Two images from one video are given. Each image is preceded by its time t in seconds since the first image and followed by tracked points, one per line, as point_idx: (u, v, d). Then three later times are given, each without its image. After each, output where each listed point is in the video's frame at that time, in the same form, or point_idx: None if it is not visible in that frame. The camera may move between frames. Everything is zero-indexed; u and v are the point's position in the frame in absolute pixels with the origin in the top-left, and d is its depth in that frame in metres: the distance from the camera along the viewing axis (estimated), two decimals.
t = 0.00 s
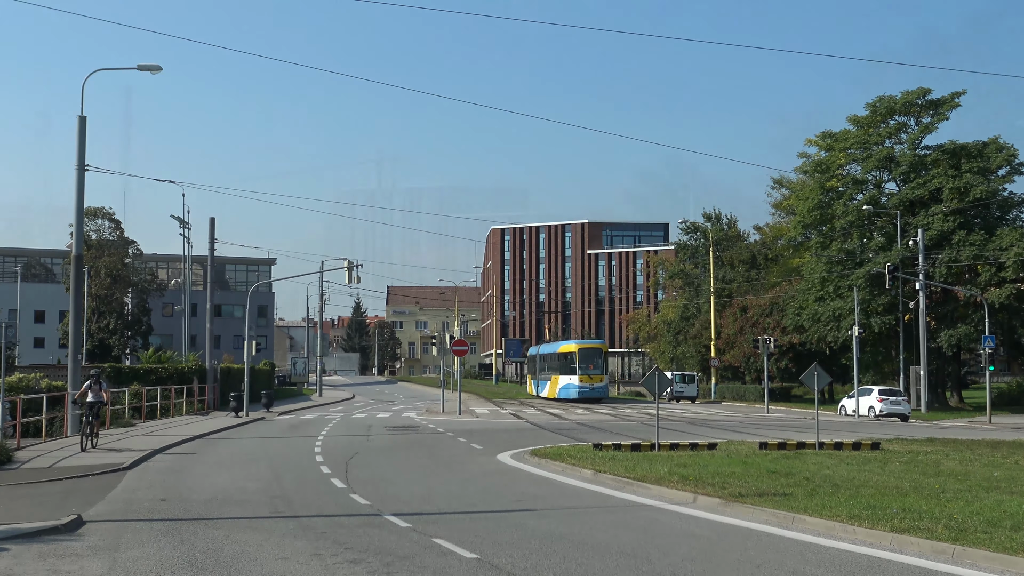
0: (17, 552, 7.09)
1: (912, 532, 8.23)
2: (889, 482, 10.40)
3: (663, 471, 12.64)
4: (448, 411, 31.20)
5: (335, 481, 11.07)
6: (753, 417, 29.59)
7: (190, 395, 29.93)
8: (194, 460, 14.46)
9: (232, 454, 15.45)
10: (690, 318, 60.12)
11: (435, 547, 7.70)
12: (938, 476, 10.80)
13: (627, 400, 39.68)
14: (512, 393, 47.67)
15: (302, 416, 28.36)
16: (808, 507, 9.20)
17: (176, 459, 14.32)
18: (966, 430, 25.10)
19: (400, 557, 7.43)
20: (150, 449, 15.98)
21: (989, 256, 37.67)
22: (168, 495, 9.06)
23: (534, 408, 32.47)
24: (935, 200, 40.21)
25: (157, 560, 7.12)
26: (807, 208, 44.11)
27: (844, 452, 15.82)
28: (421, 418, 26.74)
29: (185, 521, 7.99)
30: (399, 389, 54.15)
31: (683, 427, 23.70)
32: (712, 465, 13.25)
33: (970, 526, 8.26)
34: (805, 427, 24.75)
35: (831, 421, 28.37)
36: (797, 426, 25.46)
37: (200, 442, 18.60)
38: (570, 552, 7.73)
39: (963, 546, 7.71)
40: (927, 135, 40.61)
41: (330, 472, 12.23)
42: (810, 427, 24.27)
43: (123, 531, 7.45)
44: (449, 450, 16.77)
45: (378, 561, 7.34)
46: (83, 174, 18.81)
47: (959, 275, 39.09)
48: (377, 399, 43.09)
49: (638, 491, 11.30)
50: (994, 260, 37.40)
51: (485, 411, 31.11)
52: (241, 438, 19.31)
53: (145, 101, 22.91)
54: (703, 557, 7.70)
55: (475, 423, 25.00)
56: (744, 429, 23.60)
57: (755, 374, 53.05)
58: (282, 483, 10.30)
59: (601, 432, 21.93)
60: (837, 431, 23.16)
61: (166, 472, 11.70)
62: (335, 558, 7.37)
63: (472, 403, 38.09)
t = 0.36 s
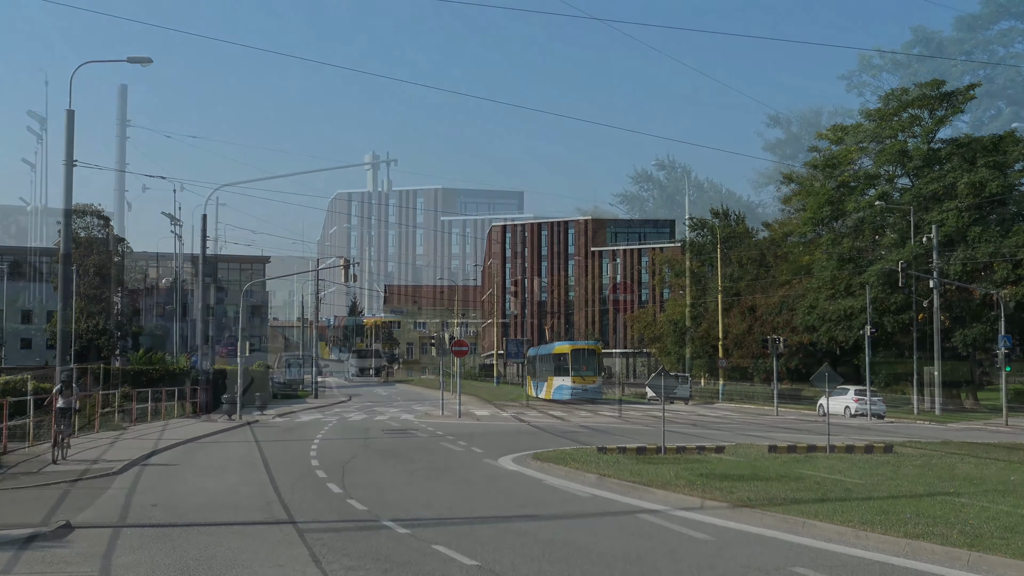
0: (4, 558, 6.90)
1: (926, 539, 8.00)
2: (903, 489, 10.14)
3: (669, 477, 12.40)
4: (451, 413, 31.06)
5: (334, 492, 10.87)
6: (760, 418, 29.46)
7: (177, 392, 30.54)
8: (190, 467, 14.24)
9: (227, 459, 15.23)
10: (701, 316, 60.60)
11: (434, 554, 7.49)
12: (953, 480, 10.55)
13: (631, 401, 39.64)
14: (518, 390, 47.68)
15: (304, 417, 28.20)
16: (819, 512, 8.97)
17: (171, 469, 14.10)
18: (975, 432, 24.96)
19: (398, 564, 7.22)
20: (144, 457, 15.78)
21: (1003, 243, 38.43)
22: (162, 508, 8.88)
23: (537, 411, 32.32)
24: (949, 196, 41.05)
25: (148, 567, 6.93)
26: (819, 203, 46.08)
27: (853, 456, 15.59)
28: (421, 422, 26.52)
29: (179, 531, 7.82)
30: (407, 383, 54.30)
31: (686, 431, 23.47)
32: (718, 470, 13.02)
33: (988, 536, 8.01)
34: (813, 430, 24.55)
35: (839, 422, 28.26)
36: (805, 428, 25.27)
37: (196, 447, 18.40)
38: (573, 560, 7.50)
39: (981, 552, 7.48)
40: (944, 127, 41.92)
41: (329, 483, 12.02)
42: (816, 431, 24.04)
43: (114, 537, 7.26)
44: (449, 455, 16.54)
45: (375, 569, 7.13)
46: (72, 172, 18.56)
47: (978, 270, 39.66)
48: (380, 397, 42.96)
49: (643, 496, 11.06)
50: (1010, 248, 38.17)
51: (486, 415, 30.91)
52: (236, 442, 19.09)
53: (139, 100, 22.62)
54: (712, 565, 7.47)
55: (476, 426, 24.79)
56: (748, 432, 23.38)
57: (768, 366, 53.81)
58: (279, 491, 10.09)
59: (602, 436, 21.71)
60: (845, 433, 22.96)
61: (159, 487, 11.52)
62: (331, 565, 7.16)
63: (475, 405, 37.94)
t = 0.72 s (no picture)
0: None
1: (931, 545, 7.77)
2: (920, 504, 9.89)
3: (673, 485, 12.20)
4: (450, 417, 30.86)
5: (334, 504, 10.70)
6: (762, 422, 29.28)
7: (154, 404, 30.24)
8: (184, 474, 14.04)
9: (221, 465, 14.99)
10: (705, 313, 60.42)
11: (432, 562, 7.30)
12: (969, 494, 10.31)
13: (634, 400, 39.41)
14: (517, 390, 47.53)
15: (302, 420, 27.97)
16: (827, 521, 8.75)
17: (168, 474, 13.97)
18: (979, 435, 24.76)
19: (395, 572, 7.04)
20: (138, 465, 15.56)
21: (1002, 243, 38.81)
22: (157, 534, 8.68)
23: (538, 413, 32.07)
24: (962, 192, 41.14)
25: None
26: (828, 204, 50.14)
27: (860, 464, 15.37)
28: (420, 425, 26.24)
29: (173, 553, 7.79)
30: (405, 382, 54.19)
31: (689, 434, 23.22)
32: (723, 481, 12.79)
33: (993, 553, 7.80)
34: (817, 433, 24.31)
35: (842, 425, 28.06)
36: (809, 431, 25.05)
37: (192, 451, 18.20)
38: (577, 567, 7.31)
39: (995, 561, 7.28)
40: (951, 123, 41.44)
41: (329, 491, 11.89)
42: (821, 434, 23.76)
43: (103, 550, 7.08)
44: (447, 459, 16.29)
45: None
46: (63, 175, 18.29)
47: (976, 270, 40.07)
48: (379, 399, 42.75)
49: (647, 503, 10.83)
50: (1007, 248, 38.64)
51: (486, 417, 30.64)
52: (230, 447, 18.82)
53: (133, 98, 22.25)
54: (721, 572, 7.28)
55: (475, 429, 24.53)
56: (752, 435, 23.13)
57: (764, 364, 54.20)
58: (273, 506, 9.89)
59: (603, 439, 21.46)
60: (850, 437, 22.73)
61: (157, 500, 11.39)
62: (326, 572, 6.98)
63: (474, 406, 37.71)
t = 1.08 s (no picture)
0: None
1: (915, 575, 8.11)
2: (905, 530, 10.22)
3: (667, 494, 12.51)
4: (450, 422, 31.04)
5: (338, 513, 11.21)
6: (761, 427, 29.51)
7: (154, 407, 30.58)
8: (190, 476, 14.60)
9: (228, 469, 15.53)
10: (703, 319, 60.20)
11: None
12: (945, 520, 10.87)
13: (634, 404, 39.79)
14: (516, 393, 47.82)
15: (303, 424, 28.12)
16: (810, 544, 9.42)
17: (171, 477, 14.32)
18: (976, 441, 25.01)
19: None
20: (145, 468, 16.09)
21: (1003, 249, 38.73)
22: (173, 546, 9.32)
23: (539, 416, 32.54)
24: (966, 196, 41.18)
25: None
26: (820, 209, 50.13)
27: (854, 469, 15.65)
28: (421, 430, 26.70)
29: (180, 570, 8.11)
30: (405, 386, 54.25)
31: (687, 438, 23.68)
32: (717, 489, 13.08)
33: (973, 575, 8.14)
34: (814, 438, 24.56)
35: (840, 430, 28.32)
36: (807, 436, 25.28)
37: (192, 454, 18.38)
38: None
39: None
40: (955, 129, 41.56)
41: (331, 498, 12.30)
42: (817, 437, 24.22)
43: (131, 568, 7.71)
44: (448, 463, 16.83)
45: None
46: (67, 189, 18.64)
47: (976, 276, 39.99)
48: (378, 403, 42.86)
49: (640, 509, 11.44)
50: (1008, 254, 38.54)
51: (488, 421, 31.13)
52: (235, 451, 19.32)
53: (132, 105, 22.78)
54: None
55: (476, 433, 25.01)
56: (749, 439, 23.62)
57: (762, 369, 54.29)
58: (283, 519, 10.49)
59: (602, 444, 21.97)
60: (846, 442, 22.98)
61: (162, 503, 11.73)
62: None
63: (475, 409, 38.16)
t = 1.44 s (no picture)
0: None
1: None
2: (904, 533, 10.27)
3: (665, 496, 12.54)
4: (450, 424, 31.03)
5: (338, 513, 11.27)
6: (761, 430, 29.53)
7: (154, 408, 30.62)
8: (189, 477, 14.64)
9: (227, 470, 15.56)
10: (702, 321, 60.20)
11: None
12: (943, 523, 10.92)
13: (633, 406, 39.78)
14: (516, 395, 47.81)
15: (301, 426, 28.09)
16: (808, 546, 9.47)
17: (170, 478, 14.34)
18: (976, 444, 25.01)
19: None
20: (144, 469, 16.12)
21: (1003, 252, 38.64)
22: (174, 545, 9.38)
23: (538, 418, 32.58)
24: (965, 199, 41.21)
25: None
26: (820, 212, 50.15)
27: (855, 472, 15.66)
28: (420, 431, 26.73)
29: (179, 571, 8.14)
30: (405, 387, 54.29)
31: (686, 440, 23.69)
32: (716, 491, 13.09)
33: None
34: (815, 441, 24.55)
35: (841, 433, 28.33)
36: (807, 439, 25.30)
37: (191, 455, 18.36)
38: None
39: None
40: (954, 133, 41.63)
41: (330, 500, 12.33)
42: (816, 441, 24.24)
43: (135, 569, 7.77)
44: (447, 465, 16.86)
45: None
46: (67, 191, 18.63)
47: (975, 280, 40.00)
48: (378, 404, 42.83)
49: (639, 511, 11.48)
50: (1009, 257, 38.41)
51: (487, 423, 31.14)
52: (235, 452, 19.35)
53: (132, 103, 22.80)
54: None
55: (475, 435, 25.06)
56: (748, 442, 23.64)
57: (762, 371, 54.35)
58: (283, 520, 10.53)
59: (601, 445, 22.00)
60: (847, 445, 23.00)
61: (161, 504, 11.76)
62: None
63: (474, 411, 38.15)
